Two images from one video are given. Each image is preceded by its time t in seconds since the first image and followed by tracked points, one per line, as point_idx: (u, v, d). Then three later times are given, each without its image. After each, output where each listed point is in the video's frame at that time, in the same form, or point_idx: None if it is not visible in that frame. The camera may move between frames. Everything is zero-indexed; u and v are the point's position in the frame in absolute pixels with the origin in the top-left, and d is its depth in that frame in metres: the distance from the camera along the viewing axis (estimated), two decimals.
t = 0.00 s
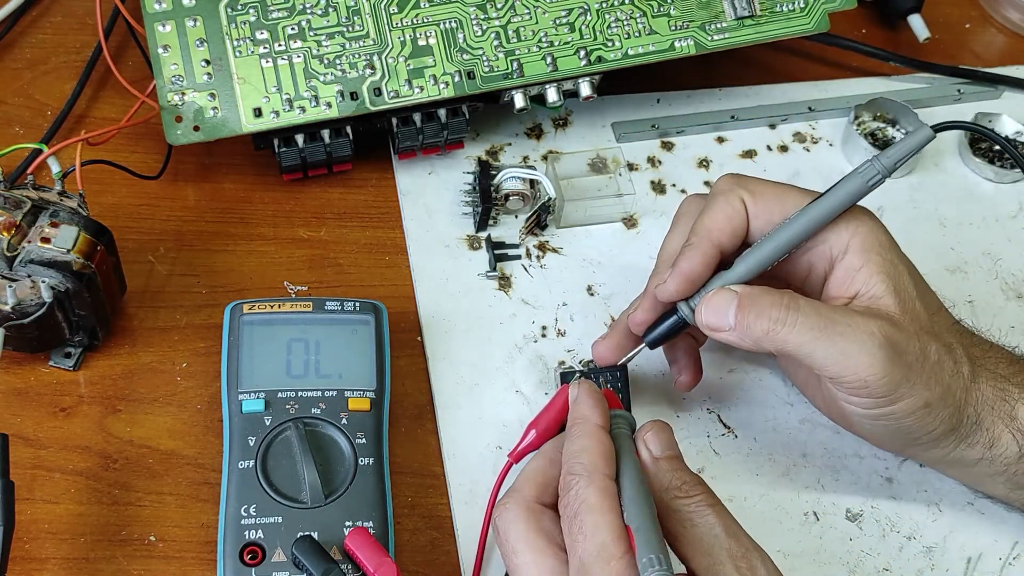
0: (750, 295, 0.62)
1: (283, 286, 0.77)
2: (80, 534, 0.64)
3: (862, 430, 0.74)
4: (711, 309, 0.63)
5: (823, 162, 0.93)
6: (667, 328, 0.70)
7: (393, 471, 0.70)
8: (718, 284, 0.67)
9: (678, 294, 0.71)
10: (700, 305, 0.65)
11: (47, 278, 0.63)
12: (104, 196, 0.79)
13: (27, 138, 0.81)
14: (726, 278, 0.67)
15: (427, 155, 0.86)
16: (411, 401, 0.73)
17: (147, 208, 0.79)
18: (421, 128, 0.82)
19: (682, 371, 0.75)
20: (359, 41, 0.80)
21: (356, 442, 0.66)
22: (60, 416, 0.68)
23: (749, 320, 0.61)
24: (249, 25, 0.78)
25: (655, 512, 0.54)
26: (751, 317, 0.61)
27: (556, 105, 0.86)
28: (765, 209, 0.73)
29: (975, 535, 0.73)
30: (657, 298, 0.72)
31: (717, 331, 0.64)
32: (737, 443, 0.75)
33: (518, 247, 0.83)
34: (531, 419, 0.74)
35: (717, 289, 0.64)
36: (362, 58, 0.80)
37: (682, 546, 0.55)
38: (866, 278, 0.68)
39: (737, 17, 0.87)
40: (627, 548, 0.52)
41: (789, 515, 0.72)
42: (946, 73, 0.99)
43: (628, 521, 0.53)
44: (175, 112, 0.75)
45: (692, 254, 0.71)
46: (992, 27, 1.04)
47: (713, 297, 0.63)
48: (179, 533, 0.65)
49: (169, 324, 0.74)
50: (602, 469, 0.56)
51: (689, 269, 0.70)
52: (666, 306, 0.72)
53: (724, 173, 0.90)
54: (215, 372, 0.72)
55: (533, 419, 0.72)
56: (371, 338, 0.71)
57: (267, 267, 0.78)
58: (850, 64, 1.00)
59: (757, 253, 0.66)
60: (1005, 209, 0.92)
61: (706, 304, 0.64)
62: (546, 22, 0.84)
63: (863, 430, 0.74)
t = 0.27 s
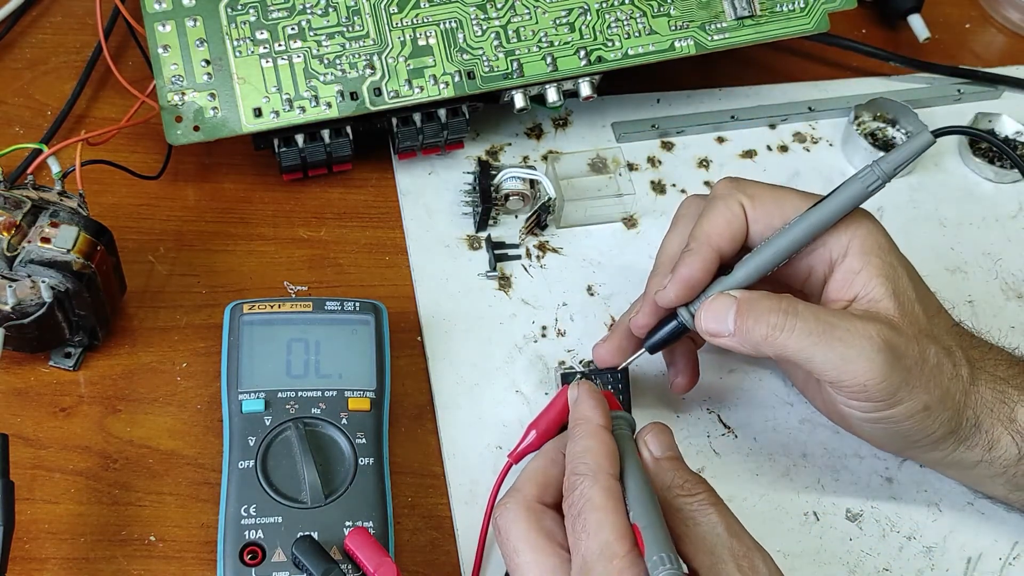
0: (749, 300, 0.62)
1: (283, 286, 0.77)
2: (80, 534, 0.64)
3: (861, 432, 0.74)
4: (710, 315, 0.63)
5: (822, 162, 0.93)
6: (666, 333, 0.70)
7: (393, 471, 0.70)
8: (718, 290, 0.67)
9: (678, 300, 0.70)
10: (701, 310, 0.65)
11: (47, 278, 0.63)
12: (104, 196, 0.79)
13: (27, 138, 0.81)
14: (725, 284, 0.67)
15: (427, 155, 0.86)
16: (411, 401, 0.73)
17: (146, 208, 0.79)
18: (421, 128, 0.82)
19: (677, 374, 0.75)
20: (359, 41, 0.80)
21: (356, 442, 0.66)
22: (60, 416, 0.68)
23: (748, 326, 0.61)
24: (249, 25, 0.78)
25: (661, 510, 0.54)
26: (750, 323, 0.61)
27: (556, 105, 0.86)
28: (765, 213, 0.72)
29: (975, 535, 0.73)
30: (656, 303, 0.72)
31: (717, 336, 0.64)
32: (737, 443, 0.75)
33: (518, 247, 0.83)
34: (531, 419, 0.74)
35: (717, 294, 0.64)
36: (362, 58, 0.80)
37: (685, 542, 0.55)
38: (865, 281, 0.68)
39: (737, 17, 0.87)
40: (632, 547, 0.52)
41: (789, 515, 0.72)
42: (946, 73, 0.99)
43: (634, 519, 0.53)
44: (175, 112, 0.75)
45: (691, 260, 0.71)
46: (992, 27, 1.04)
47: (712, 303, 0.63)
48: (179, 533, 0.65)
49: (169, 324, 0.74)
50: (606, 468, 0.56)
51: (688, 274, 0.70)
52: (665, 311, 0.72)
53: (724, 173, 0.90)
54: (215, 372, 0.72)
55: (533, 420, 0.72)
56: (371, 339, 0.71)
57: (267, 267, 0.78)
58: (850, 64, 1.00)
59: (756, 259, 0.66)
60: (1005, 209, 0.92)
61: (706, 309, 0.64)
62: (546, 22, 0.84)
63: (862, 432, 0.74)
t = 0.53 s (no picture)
0: (748, 301, 0.62)
1: (283, 286, 0.77)
2: (80, 534, 0.64)
3: (862, 433, 0.74)
4: (710, 317, 0.63)
5: (822, 162, 0.93)
6: (665, 335, 0.70)
7: (393, 471, 0.70)
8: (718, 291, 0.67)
9: (678, 302, 0.70)
10: (701, 312, 0.65)
11: (47, 278, 0.63)
12: (104, 196, 0.79)
13: (27, 138, 0.81)
14: (725, 286, 0.67)
15: (427, 155, 0.86)
16: (411, 401, 0.73)
17: (146, 208, 0.79)
18: (421, 128, 0.82)
19: (678, 374, 0.75)
20: (359, 41, 0.80)
21: (356, 442, 0.66)
22: (59, 416, 0.68)
23: (747, 327, 0.61)
24: (249, 25, 0.78)
25: (665, 509, 0.54)
26: (750, 324, 0.61)
27: (556, 105, 0.86)
28: (764, 213, 0.72)
29: (975, 535, 0.73)
30: (656, 306, 0.72)
31: (718, 337, 0.64)
32: (737, 443, 0.75)
33: (518, 247, 0.83)
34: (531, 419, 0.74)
35: (717, 296, 0.64)
36: (362, 58, 0.80)
37: (689, 539, 0.54)
38: (865, 281, 0.68)
39: (737, 17, 0.87)
40: (636, 546, 0.52)
41: (789, 515, 0.72)
42: (946, 73, 0.99)
43: (640, 519, 0.53)
44: (175, 112, 0.75)
45: (691, 262, 0.71)
46: (992, 27, 1.05)
47: (712, 305, 0.64)
48: (179, 533, 0.65)
49: (168, 324, 0.74)
50: (611, 468, 0.56)
51: (688, 276, 0.70)
52: (665, 313, 0.72)
53: (724, 173, 0.90)
54: (215, 372, 0.73)
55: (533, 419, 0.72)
56: (371, 339, 0.71)
57: (267, 267, 0.78)
58: (850, 64, 1.00)
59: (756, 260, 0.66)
60: (1005, 209, 0.92)
61: (706, 311, 0.64)
62: (545, 22, 0.84)
63: (862, 432, 0.74)
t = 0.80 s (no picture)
0: (745, 306, 0.62)
1: (283, 286, 0.77)
2: (80, 534, 0.64)
3: (861, 433, 0.74)
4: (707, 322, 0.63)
5: (822, 162, 0.93)
6: (664, 338, 0.70)
7: (393, 471, 0.70)
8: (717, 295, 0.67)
9: (676, 306, 0.71)
10: (699, 316, 0.65)
11: (47, 278, 0.63)
12: (104, 196, 0.79)
13: (27, 138, 0.81)
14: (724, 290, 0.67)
15: (427, 155, 0.86)
16: (411, 401, 0.73)
17: (146, 208, 0.79)
18: (421, 128, 0.82)
19: (680, 377, 0.75)
20: (359, 41, 0.80)
21: (356, 442, 0.66)
22: (59, 416, 0.68)
23: (745, 332, 0.62)
24: (249, 25, 0.78)
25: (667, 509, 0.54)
26: (747, 329, 0.62)
27: (556, 105, 0.86)
28: (762, 216, 0.72)
29: (975, 535, 0.73)
30: (654, 309, 0.72)
31: (716, 342, 0.64)
32: (737, 443, 0.75)
33: (518, 247, 0.83)
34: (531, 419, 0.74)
35: (713, 301, 0.64)
36: (362, 58, 0.80)
37: (690, 538, 0.54)
38: (863, 283, 0.68)
39: (737, 17, 0.87)
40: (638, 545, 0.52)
41: (789, 515, 0.72)
42: (947, 73, 0.98)
43: (644, 519, 0.53)
44: (175, 112, 0.75)
45: (690, 266, 0.71)
46: (992, 27, 1.04)
47: (710, 310, 0.64)
48: (179, 533, 0.65)
49: (168, 324, 0.74)
50: (614, 468, 0.56)
51: (687, 280, 0.70)
52: (663, 316, 0.72)
53: (724, 173, 0.90)
54: (215, 372, 0.73)
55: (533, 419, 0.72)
56: (371, 339, 0.71)
57: (267, 267, 0.78)
58: (850, 64, 1.00)
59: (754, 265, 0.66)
60: (1005, 209, 0.92)
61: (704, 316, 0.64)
62: (545, 22, 0.84)
63: (862, 433, 0.74)
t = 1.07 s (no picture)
0: (739, 313, 0.62)
1: (283, 286, 0.77)
2: (80, 534, 0.64)
3: (860, 433, 0.75)
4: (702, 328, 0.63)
5: (822, 162, 0.93)
6: (658, 342, 0.70)
7: (393, 471, 0.70)
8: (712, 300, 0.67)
9: (671, 311, 0.70)
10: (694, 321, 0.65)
11: (47, 278, 0.63)
12: (104, 196, 0.79)
13: (27, 138, 0.81)
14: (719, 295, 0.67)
15: (427, 155, 0.86)
16: (411, 401, 0.73)
17: (146, 208, 0.79)
18: (421, 128, 0.82)
19: (682, 380, 0.75)
20: (359, 41, 0.80)
21: (356, 442, 0.66)
22: (59, 416, 0.69)
23: (739, 339, 0.62)
24: (249, 25, 0.78)
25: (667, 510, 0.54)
26: (742, 335, 0.61)
27: (556, 105, 0.86)
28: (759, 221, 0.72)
29: (975, 535, 0.73)
30: (649, 312, 0.72)
31: (711, 348, 0.64)
32: (737, 443, 0.75)
33: (518, 247, 0.83)
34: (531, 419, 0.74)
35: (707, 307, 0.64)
36: (362, 58, 0.80)
37: (690, 538, 0.54)
38: (860, 286, 0.68)
39: (737, 17, 0.87)
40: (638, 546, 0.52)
41: (789, 515, 0.72)
42: (947, 73, 0.98)
43: (644, 519, 0.53)
44: (175, 112, 0.75)
45: (686, 271, 0.70)
46: (992, 27, 1.05)
47: (704, 315, 0.63)
48: (179, 533, 0.65)
49: (168, 324, 0.74)
50: (614, 468, 0.56)
51: (682, 285, 0.70)
52: (658, 320, 0.72)
53: (724, 173, 0.90)
54: (215, 372, 0.73)
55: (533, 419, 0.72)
56: (371, 339, 0.71)
57: (267, 267, 0.78)
58: (850, 64, 1.00)
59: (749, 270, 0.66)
60: (1006, 209, 0.92)
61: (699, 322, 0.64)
62: (545, 22, 0.84)
63: (860, 433, 0.75)
